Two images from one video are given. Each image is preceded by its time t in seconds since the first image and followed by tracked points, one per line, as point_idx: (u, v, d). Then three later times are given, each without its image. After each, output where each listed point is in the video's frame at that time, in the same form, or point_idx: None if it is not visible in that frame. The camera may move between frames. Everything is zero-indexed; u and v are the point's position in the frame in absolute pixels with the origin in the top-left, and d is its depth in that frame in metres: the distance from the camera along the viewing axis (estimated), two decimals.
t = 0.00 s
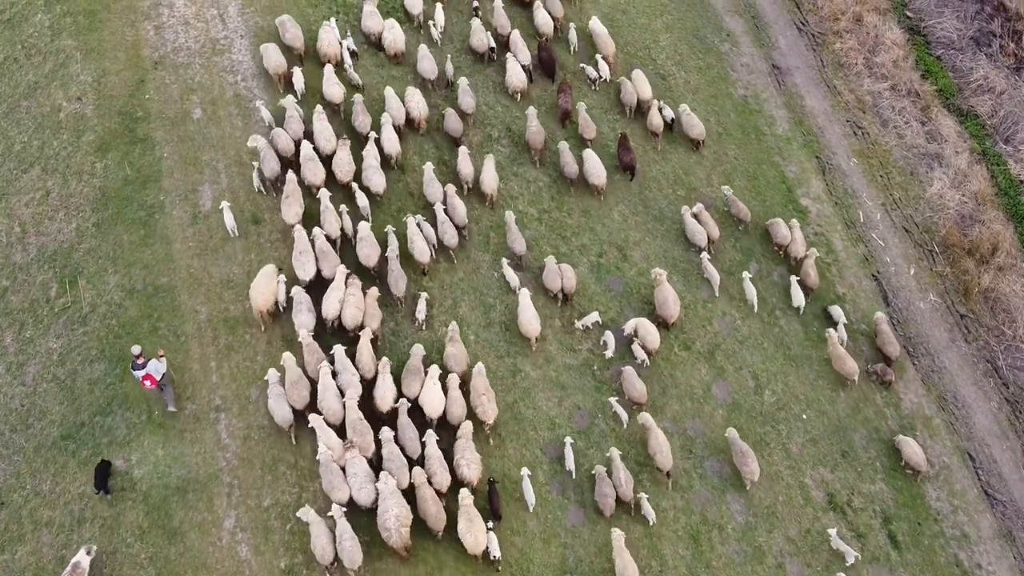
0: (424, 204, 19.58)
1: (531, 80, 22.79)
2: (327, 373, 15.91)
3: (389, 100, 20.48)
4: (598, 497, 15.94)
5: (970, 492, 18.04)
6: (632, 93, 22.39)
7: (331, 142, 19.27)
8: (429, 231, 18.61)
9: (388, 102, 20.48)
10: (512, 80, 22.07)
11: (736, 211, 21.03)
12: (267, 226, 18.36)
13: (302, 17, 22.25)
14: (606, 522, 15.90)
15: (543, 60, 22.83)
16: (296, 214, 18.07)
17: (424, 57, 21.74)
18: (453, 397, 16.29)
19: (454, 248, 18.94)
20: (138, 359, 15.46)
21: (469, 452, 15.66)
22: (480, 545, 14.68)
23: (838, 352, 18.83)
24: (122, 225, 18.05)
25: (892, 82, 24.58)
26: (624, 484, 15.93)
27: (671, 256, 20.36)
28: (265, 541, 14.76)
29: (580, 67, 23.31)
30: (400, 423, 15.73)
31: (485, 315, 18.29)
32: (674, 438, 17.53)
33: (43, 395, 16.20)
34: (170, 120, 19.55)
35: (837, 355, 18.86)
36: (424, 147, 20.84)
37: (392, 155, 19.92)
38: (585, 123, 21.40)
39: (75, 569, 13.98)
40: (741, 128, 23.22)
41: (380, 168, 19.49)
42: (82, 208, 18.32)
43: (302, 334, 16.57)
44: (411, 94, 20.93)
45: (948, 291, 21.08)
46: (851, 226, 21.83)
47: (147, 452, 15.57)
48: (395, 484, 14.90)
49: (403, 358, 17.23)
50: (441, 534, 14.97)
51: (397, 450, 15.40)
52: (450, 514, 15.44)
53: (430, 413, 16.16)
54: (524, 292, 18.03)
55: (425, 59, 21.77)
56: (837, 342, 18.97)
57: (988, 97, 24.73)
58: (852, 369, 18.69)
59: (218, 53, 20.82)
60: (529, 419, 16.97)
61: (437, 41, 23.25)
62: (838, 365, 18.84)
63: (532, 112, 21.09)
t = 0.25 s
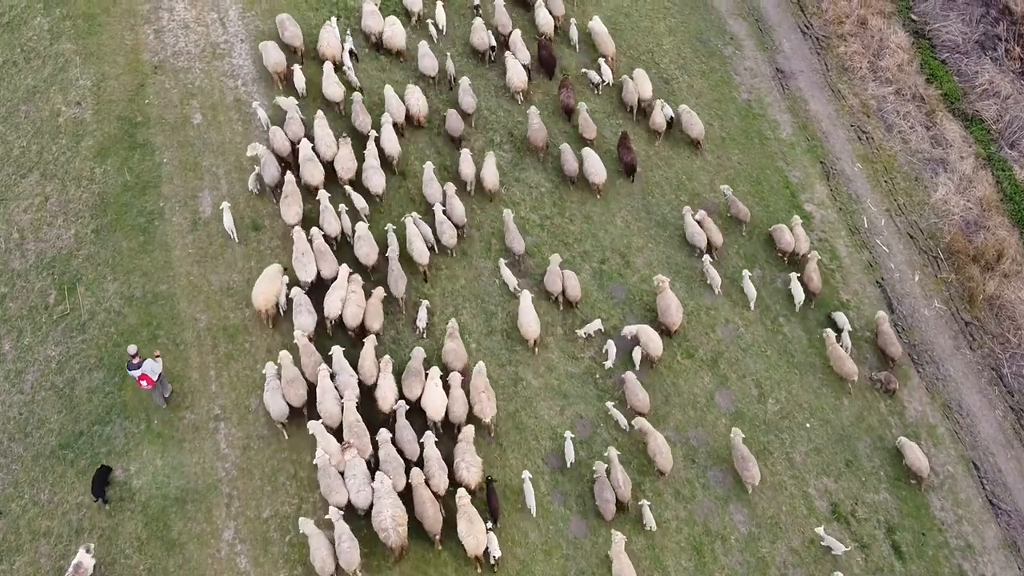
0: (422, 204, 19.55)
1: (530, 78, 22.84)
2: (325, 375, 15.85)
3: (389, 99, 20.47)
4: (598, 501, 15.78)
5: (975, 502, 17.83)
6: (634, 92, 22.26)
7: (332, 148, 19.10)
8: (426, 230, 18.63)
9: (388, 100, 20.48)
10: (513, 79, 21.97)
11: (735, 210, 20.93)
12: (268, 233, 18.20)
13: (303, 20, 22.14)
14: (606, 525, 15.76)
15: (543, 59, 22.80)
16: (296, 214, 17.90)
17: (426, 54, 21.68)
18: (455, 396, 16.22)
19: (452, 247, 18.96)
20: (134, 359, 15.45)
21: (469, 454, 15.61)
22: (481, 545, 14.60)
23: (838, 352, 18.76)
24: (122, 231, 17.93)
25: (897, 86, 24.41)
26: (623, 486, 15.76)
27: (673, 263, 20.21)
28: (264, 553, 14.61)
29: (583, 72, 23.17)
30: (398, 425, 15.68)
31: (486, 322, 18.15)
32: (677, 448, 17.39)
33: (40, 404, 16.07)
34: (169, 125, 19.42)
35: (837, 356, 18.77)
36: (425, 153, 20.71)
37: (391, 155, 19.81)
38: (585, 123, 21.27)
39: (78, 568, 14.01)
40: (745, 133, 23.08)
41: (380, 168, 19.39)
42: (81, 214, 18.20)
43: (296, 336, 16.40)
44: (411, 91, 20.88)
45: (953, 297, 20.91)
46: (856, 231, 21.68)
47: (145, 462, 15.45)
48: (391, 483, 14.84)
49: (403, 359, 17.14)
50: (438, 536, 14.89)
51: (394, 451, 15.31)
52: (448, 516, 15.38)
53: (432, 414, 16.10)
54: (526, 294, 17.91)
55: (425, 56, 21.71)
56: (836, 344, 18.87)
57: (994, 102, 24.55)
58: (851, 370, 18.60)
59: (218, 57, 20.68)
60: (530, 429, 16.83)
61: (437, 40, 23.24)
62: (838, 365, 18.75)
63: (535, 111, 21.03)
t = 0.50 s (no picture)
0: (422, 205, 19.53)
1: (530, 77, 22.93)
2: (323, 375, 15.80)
3: (388, 99, 20.37)
4: (597, 503, 15.68)
5: (979, 512, 17.68)
6: (634, 91, 22.26)
7: (333, 155, 19.01)
8: (423, 229, 18.61)
9: (388, 100, 20.44)
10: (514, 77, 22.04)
11: (735, 210, 20.88)
12: (268, 240, 18.06)
13: (304, 24, 22.01)
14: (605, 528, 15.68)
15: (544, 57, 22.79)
16: (296, 215, 17.79)
17: (427, 52, 21.54)
18: (457, 394, 16.24)
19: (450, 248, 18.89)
20: (132, 358, 15.17)
21: (470, 456, 15.56)
22: (480, 544, 14.56)
23: (836, 351, 18.73)
24: (121, 238, 17.81)
25: (901, 91, 24.25)
26: (621, 488, 15.71)
27: (677, 269, 20.07)
28: (263, 565, 14.49)
29: (586, 76, 23.03)
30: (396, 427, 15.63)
31: (488, 331, 18.02)
32: (680, 458, 17.26)
33: (39, 413, 15.96)
34: (169, 131, 19.28)
35: (834, 356, 18.75)
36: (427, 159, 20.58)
37: (391, 155, 19.74)
38: (585, 123, 21.23)
39: (82, 567, 14.04)
40: (748, 138, 22.93)
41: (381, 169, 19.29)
42: (80, 220, 18.08)
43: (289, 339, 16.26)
44: (411, 89, 20.81)
45: (958, 305, 20.76)
46: (860, 238, 21.54)
47: (144, 472, 15.33)
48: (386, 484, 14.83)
49: (403, 361, 17.11)
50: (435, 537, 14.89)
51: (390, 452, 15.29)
52: (448, 517, 15.34)
53: (433, 416, 16.06)
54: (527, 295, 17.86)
55: (425, 55, 21.57)
56: (833, 344, 18.84)
57: (999, 106, 24.36)
58: (848, 370, 18.60)
59: (218, 62, 20.54)
60: (532, 438, 16.69)
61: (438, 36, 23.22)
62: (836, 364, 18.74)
63: (535, 110, 20.97)
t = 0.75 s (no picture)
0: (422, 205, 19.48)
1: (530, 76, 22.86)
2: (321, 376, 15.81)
3: (387, 97, 20.40)
4: (596, 501, 15.72)
5: (984, 522, 17.55)
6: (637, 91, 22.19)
7: (335, 161, 18.85)
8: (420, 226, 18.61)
9: (387, 98, 20.46)
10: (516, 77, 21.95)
11: (734, 210, 20.81)
12: (269, 246, 17.93)
13: (306, 29, 21.88)
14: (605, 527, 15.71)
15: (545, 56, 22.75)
16: (296, 215, 17.80)
17: (427, 49, 21.60)
18: (459, 393, 16.21)
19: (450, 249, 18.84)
20: (133, 356, 15.22)
21: (469, 458, 15.47)
22: (479, 545, 14.58)
23: (835, 352, 18.75)
24: (121, 244, 17.69)
25: (907, 95, 24.09)
26: (622, 488, 15.73)
27: (680, 276, 19.92)
28: None
29: (590, 81, 22.86)
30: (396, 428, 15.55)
31: (490, 338, 17.89)
32: (683, 468, 17.11)
33: (38, 421, 15.85)
34: (170, 136, 19.16)
35: (833, 357, 18.79)
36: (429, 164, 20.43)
37: (393, 157, 19.71)
38: (586, 123, 21.21)
39: (86, 568, 13.99)
40: (753, 143, 22.78)
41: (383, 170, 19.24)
42: (80, 227, 17.96)
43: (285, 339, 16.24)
44: (411, 86, 20.80)
45: (964, 312, 20.62)
46: (865, 244, 21.40)
47: (144, 482, 15.21)
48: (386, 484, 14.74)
49: (404, 363, 17.03)
50: (434, 539, 14.82)
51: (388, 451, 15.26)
52: (445, 517, 15.31)
53: (435, 416, 16.01)
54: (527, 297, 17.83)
55: (426, 52, 21.62)
56: (832, 344, 18.89)
57: (1006, 111, 24.20)
58: (848, 370, 18.62)
59: (220, 66, 20.41)
60: (534, 448, 16.55)
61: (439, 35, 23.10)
62: (835, 365, 18.77)
63: (535, 109, 20.93)
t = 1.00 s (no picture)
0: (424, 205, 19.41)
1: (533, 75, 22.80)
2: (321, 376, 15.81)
3: (389, 96, 20.44)
4: (596, 501, 15.64)
5: (992, 536, 17.38)
6: (641, 89, 22.21)
7: (339, 168, 18.69)
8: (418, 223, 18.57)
9: (388, 97, 20.46)
10: (518, 76, 21.86)
11: (736, 210, 20.76)
12: (272, 254, 17.79)
13: (310, 33, 21.72)
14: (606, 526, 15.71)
15: (548, 55, 22.72)
16: (299, 216, 17.76)
17: (430, 47, 21.57)
18: (462, 390, 16.23)
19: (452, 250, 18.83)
20: (133, 352, 14.90)
21: (472, 459, 15.49)
22: (478, 546, 14.60)
23: (835, 354, 18.74)
24: (123, 251, 17.56)
25: (916, 102, 23.90)
26: (622, 491, 15.60)
27: (687, 285, 19.75)
28: None
29: (596, 86, 22.67)
30: (397, 428, 15.57)
31: (494, 348, 17.73)
32: (689, 480, 16.95)
33: (38, 430, 15.72)
34: (173, 142, 19.03)
35: (834, 358, 18.76)
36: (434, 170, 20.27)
37: (397, 159, 19.68)
38: (591, 123, 21.15)
39: (90, 564, 13.95)
40: (760, 150, 22.60)
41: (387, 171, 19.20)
42: (82, 233, 17.83)
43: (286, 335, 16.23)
44: (413, 85, 20.74)
45: (972, 322, 20.44)
46: (872, 253, 21.22)
47: (145, 492, 15.07)
48: (386, 485, 14.73)
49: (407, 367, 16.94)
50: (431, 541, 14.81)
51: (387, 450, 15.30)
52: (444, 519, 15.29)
53: (438, 414, 15.99)
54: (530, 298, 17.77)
55: (429, 51, 21.61)
56: (833, 346, 18.83)
57: (1015, 119, 23.99)
58: (848, 372, 18.57)
59: (223, 71, 20.27)
60: (538, 460, 16.39)
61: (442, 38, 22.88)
62: (835, 367, 18.74)
63: (537, 107, 20.95)
